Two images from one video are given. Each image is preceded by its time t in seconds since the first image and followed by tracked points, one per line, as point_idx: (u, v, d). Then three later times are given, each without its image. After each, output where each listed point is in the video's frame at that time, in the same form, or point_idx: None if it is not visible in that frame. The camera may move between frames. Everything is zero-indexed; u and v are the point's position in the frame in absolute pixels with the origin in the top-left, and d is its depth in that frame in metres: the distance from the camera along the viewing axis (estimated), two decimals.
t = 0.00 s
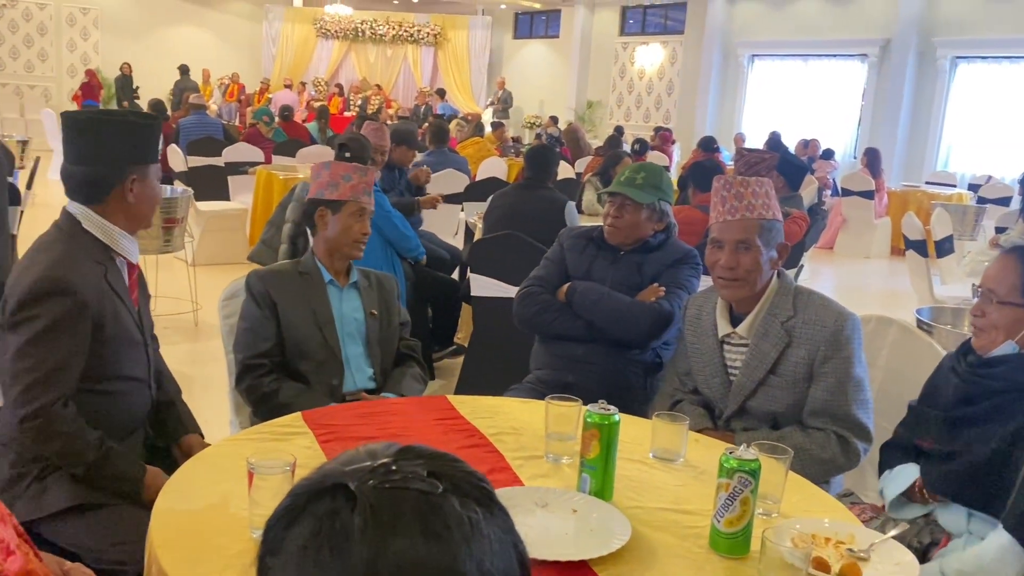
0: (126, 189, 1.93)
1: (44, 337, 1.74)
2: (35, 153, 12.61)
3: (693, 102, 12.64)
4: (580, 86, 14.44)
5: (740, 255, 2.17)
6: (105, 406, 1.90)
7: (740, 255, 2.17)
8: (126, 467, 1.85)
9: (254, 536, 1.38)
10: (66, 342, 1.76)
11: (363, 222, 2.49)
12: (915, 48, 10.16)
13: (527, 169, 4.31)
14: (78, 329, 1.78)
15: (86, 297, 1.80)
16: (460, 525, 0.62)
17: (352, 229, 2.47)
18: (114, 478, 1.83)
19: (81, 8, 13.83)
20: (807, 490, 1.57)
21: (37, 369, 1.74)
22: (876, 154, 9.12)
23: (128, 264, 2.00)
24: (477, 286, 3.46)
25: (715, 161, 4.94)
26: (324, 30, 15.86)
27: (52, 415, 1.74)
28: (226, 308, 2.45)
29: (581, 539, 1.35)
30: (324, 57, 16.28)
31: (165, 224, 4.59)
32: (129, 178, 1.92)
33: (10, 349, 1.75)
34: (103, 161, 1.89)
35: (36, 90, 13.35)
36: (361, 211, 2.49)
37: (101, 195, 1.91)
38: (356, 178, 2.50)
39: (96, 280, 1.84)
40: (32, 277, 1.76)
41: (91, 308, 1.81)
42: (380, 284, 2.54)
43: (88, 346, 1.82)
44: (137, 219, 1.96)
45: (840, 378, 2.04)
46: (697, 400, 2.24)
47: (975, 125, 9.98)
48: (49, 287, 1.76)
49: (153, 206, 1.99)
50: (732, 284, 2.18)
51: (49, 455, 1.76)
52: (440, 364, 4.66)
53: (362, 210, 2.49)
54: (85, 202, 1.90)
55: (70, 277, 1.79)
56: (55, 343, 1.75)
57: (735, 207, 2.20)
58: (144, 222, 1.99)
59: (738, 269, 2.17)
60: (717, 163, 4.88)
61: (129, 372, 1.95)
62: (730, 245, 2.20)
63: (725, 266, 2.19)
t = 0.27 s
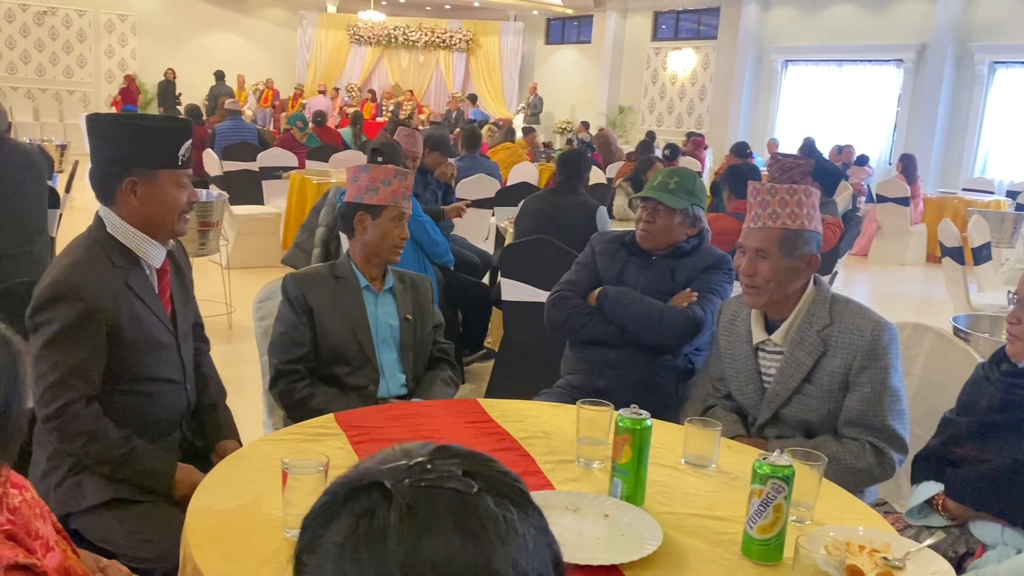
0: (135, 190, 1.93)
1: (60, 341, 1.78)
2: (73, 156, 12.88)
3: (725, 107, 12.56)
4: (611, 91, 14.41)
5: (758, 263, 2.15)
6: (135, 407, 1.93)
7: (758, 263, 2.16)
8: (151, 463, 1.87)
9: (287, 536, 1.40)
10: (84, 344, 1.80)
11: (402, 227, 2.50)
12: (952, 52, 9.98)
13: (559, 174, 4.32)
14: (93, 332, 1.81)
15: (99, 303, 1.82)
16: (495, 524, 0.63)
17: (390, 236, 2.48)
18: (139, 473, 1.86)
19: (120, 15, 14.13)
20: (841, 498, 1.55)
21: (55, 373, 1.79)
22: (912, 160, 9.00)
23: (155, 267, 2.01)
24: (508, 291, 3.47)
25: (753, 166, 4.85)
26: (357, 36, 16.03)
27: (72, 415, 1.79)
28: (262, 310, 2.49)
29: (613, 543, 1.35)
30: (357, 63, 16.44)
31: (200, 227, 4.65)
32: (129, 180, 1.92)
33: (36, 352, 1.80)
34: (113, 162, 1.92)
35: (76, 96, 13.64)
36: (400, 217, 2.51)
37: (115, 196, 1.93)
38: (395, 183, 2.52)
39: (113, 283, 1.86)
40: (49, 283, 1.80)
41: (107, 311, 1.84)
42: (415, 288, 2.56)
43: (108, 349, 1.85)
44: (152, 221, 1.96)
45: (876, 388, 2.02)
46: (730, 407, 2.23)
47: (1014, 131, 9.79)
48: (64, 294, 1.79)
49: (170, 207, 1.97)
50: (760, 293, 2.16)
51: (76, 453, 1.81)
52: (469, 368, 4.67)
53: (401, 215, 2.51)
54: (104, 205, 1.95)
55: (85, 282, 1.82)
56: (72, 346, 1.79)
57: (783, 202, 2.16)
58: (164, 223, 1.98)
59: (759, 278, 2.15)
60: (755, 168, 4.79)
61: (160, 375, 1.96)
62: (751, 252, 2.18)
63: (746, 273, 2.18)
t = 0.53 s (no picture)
0: (171, 192, 1.97)
1: (91, 341, 1.81)
2: (110, 161, 13.20)
3: (757, 114, 12.48)
4: (642, 97, 14.37)
5: (803, 272, 2.14)
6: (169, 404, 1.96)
7: (803, 271, 2.14)
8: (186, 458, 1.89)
9: (320, 535, 1.42)
10: (117, 343, 1.83)
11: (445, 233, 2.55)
12: (989, 60, 9.79)
13: (589, 180, 4.32)
14: (123, 334, 1.84)
15: (129, 305, 1.85)
16: (528, 522, 0.63)
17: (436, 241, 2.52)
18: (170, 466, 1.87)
19: (156, 21, 14.51)
20: (874, 507, 1.53)
21: (89, 371, 1.81)
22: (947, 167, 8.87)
23: (189, 270, 2.03)
24: (537, 296, 3.47)
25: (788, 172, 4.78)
26: (389, 43, 16.18)
27: (105, 411, 1.81)
28: (294, 312, 2.52)
29: (642, 548, 1.35)
30: (389, 70, 16.59)
31: (233, 231, 4.72)
32: (164, 183, 1.96)
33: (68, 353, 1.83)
34: (150, 164, 1.96)
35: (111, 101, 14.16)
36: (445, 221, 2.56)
37: (151, 198, 1.97)
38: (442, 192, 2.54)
39: (147, 285, 1.89)
40: (80, 285, 1.84)
41: (136, 312, 1.86)
42: (446, 290, 2.57)
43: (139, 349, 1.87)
44: (188, 224, 1.99)
45: (907, 398, 1.99)
46: (759, 414, 2.22)
47: None
48: (94, 297, 1.82)
49: (204, 212, 2.00)
50: (792, 302, 2.14)
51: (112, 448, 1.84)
52: (498, 373, 4.68)
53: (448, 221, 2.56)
54: (140, 206, 1.98)
55: (115, 285, 1.85)
56: (101, 347, 1.82)
57: (813, 218, 2.17)
58: (200, 227, 2.01)
59: (800, 283, 2.14)
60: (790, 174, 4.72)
61: (192, 374, 1.98)
62: (792, 261, 2.18)
63: (788, 282, 2.16)
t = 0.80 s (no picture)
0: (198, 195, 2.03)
1: (151, 334, 1.86)
2: (144, 166, 13.47)
3: (788, 122, 12.40)
4: (672, 105, 14.33)
5: (842, 281, 2.12)
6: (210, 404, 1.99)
7: (842, 280, 2.12)
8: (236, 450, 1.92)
9: (350, 535, 1.44)
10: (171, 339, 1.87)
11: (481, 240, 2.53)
12: None
13: (619, 186, 4.32)
14: (177, 330, 1.89)
15: (177, 304, 1.90)
16: (556, 520, 0.64)
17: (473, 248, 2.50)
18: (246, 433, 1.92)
19: (191, 29, 14.79)
20: (906, 515, 1.52)
21: (157, 357, 1.85)
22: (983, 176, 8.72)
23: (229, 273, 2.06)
24: (566, 302, 3.48)
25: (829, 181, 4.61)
26: (420, 50, 16.30)
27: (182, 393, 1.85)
28: (325, 315, 2.56)
29: (671, 553, 1.35)
30: (419, 77, 16.70)
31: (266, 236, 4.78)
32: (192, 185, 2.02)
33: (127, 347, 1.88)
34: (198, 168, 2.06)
35: (146, 107, 14.48)
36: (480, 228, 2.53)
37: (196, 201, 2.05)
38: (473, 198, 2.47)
39: (190, 287, 1.93)
40: (129, 285, 1.89)
41: (185, 311, 1.91)
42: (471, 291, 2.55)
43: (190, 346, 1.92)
44: (224, 223, 2.03)
45: (935, 407, 1.97)
46: (786, 422, 2.20)
47: None
48: (148, 294, 1.87)
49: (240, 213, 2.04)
50: (829, 312, 2.12)
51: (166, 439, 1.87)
52: (526, 380, 4.69)
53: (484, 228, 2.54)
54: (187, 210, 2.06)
55: (166, 285, 1.90)
56: (161, 339, 1.87)
57: (830, 231, 2.15)
58: (234, 227, 2.04)
59: (840, 294, 2.12)
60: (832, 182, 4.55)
61: (233, 375, 2.02)
62: (829, 270, 2.14)
63: (827, 293, 2.13)
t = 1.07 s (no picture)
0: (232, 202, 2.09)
1: (196, 334, 1.91)
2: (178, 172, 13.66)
3: (819, 131, 12.30)
4: (703, 113, 14.28)
5: (869, 290, 2.11)
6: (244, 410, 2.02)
7: (869, 289, 2.11)
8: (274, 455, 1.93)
9: (378, 537, 1.45)
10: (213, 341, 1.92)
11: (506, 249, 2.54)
12: None
13: (647, 194, 4.32)
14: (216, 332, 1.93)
15: (219, 308, 1.94)
16: (578, 524, 0.65)
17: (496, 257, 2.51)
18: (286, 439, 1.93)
19: (225, 37, 15.00)
20: (935, 525, 1.50)
21: (200, 356, 1.90)
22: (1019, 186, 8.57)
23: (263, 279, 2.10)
24: (594, 308, 3.48)
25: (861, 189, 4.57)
26: (451, 58, 16.37)
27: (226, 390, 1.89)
28: (355, 319, 2.57)
29: (697, 560, 1.35)
30: (449, 85, 16.75)
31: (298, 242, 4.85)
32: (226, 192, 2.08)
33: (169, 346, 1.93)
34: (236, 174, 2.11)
35: (181, 114, 14.71)
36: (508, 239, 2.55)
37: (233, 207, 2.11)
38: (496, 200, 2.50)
39: (231, 292, 1.98)
40: (170, 287, 1.94)
41: (224, 313, 1.95)
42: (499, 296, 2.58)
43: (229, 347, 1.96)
44: (257, 228, 2.07)
45: (962, 417, 1.94)
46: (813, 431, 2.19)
47: None
48: (189, 295, 1.92)
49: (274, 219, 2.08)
50: (856, 321, 2.11)
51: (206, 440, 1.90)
52: (554, 387, 4.70)
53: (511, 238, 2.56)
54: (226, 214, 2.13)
55: (206, 287, 1.94)
56: (205, 339, 1.91)
57: (856, 240, 2.14)
58: (267, 232, 2.08)
59: (868, 304, 2.11)
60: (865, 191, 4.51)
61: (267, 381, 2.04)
62: (856, 280, 2.13)
63: (854, 302, 2.12)
